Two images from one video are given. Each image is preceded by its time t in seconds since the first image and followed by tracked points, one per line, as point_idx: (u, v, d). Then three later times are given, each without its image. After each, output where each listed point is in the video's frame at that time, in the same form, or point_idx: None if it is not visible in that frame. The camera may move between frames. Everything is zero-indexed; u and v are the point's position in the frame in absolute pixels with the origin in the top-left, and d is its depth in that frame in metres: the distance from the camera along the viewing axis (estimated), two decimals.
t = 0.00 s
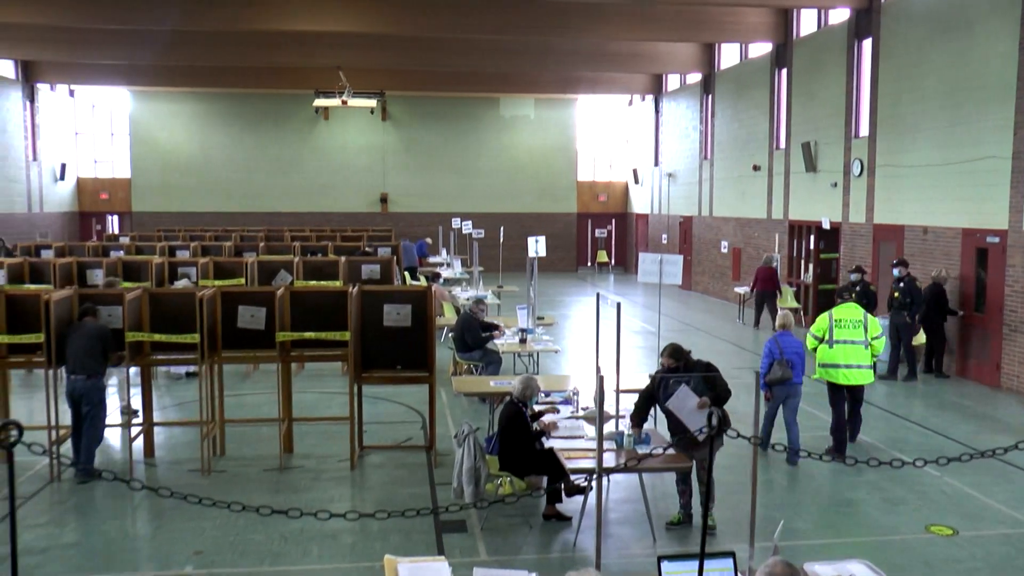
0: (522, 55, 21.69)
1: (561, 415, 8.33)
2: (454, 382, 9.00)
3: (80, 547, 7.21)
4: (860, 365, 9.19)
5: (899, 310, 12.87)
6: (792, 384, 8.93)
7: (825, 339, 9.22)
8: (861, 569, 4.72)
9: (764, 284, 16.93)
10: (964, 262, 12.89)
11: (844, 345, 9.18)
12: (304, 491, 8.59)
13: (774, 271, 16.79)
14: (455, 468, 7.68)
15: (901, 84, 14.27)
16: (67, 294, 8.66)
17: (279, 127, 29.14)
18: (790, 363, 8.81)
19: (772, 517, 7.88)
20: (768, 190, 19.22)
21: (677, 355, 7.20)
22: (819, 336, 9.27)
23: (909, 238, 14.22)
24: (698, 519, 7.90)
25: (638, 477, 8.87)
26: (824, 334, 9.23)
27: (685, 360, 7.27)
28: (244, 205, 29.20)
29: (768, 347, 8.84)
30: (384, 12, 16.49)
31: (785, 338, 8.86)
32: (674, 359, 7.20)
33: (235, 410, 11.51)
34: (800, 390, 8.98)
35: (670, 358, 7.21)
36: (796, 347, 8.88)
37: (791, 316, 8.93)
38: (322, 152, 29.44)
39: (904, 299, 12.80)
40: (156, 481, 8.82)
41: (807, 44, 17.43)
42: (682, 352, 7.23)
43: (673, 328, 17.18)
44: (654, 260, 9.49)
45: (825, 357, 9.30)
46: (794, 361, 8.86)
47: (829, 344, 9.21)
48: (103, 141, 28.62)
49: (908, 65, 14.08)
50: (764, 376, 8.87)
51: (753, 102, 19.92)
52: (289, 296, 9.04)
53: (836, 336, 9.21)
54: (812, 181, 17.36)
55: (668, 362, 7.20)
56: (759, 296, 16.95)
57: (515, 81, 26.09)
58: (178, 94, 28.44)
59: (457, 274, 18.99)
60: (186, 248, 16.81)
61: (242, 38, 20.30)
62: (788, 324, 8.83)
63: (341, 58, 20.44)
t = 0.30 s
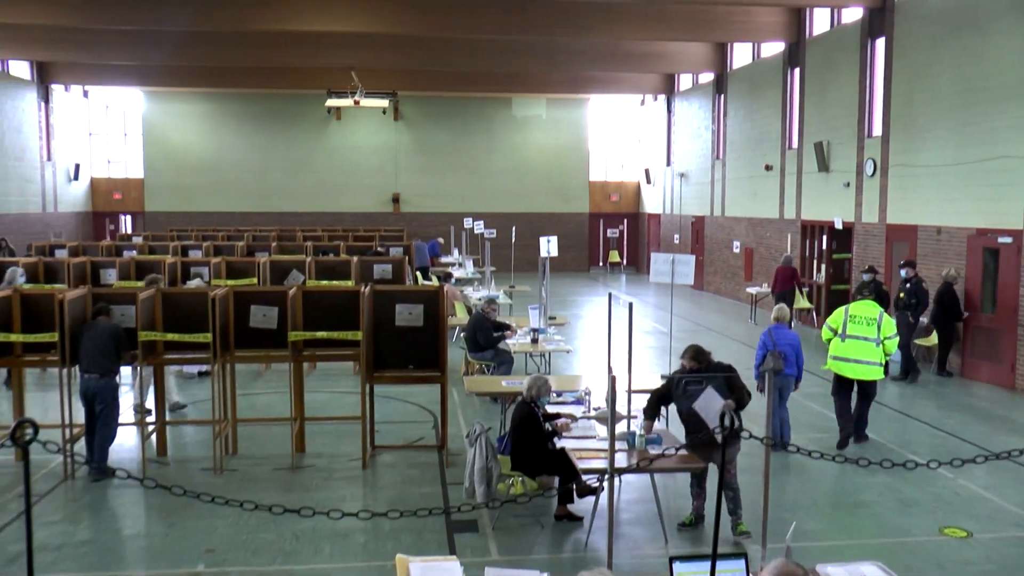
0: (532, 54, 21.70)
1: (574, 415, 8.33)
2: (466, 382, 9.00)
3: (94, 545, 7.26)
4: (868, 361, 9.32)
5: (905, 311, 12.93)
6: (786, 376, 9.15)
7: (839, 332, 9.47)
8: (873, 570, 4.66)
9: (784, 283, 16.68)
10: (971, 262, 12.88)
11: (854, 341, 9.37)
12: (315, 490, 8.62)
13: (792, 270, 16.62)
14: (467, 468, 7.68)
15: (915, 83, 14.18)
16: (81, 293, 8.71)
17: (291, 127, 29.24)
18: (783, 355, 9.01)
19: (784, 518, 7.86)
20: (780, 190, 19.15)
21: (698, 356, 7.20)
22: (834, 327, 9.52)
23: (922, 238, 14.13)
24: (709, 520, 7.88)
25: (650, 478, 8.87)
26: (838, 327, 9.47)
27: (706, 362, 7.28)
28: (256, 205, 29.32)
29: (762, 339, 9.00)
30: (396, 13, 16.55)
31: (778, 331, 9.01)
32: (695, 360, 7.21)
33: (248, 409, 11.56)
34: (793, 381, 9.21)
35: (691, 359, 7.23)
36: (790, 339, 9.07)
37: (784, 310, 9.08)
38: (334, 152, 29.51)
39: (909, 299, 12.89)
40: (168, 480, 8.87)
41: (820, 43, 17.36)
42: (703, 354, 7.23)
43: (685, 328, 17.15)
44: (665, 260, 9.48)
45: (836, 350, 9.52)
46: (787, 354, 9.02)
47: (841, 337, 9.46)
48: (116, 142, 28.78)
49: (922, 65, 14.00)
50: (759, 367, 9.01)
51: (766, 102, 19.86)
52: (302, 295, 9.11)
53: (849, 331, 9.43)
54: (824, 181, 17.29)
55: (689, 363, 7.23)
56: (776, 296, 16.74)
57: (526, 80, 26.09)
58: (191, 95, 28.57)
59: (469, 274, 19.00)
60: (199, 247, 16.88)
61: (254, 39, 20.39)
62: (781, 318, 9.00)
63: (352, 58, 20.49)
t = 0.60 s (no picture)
0: (541, 54, 21.70)
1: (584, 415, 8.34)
2: (476, 382, 9.01)
3: (105, 543, 7.30)
4: (880, 357, 9.56)
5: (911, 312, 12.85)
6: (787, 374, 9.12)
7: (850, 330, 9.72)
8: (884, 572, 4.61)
9: (796, 284, 16.61)
10: (975, 263, 12.72)
11: (867, 337, 9.62)
12: (326, 489, 8.65)
13: (804, 270, 16.57)
14: (477, 468, 7.69)
15: (927, 82, 14.11)
16: (92, 293, 8.78)
17: (301, 127, 29.32)
18: (783, 354, 9.03)
19: (794, 519, 7.84)
20: (791, 190, 19.08)
21: (725, 364, 6.86)
22: (846, 326, 9.77)
23: (934, 238, 14.06)
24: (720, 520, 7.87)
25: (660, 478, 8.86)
26: (850, 325, 9.73)
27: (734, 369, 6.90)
28: (267, 205, 29.42)
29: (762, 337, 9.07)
30: (407, 13, 16.59)
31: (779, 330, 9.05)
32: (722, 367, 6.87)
33: (259, 408, 11.61)
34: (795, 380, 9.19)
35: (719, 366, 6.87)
36: (792, 339, 9.08)
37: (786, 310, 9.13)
38: (345, 152, 29.58)
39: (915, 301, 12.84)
40: (180, 479, 8.92)
41: (831, 42, 17.30)
42: (731, 362, 6.92)
43: (696, 328, 17.12)
44: (676, 260, 9.46)
45: (849, 347, 9.76)
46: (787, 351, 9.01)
47: (853, 335, 9.71)
48: (128, 142, 28.92)
49: (934, 64, 13.92)
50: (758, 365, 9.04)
51: (777, 101, 19.79)
52: (312, 294, 9.14)
53: (860, 328, 9.68)
54: (835, 180, 17.23)
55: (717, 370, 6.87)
56: (788, 297, 16.67)
57: (535, 80, 26.10)
58: (201, 95, 28.68)
59: (479, 274, 19.02)
60: (210, 247, 16.94)
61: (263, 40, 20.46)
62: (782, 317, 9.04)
63: (361, 58, 20.53)
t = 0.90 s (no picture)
0: (551, 54, 21.70)
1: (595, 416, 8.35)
2: (487, 382, 9.01)
3: (117, 541, 7.34)
4: (892, 356, 9.71)
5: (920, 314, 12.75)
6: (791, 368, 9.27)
7: (857, 333, 9.75)
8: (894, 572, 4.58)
9: (808, 286, 16.53)
10: (984, 263, 12.57)
11: (876, 339, 9.71)
12: (336, 488, 8.67)
13: (815, 272, 16.48)
14: (488, 468, 7.69)
15: (940, 81, 14.02)
16: (105, 292, 8.84)
17: (311, 127, 29.39)
18: (788, 348, 9.18)
19: (805, 520, 7.81)
20: (803, 189, 19.02)
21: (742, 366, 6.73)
22: (852, 330, 9.75)
23: (946, 238, 13.98)
24: (732, 522, 7.83)
25: (671, 478, 8.85)
26: (857, 329, 9.73)
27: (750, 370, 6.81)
28: (277, 205, 29.52)
29: (769, 331, 9.19)
30: (417, 13, 16.60)
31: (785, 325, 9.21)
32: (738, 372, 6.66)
33: (269, 407, 11.65)
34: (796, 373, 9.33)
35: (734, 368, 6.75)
36: (797, 333, 9.24)
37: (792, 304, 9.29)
38: (355, 152, 29.64)
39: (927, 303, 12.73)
40: (192, 477, 8.96)
41: (843, 41, 17.23)
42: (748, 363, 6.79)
43: (707, 328, 17.09)
44: (687, 260, 9.43)
45: (859, 351, 9.79)
46: (792, 346, 9.18)
47: (861, 338, 9.74)
48: (140, 142, 29.08)
49: (947, 62, 13.84)
50: (764, 358, 9.19)
51: (788, 100, 19.71)
52: (324, 294, 9.17)
53: (868, 330, 9.72)
54: (847, 180, 17.16)
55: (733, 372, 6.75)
56: (800, 297, 16.62)
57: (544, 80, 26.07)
58: (212, 95, 28.78)
59: (489, 274, 19.03)
60: (221, 247, 16.98)
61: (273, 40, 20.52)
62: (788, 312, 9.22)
63: (371, 59, 20.56)
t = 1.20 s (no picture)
0: (560, 54, 21.70)
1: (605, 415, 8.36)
2: (497, 382, 9.01)
3: (128, 539, 7.37)
4: (893, 348, 10.13)
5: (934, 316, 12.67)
6: (792, 364, 9.48)
7: (862, 326, 10.13)
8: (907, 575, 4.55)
9: (818, 286, 16.43)
10: (995, 263, 12.52)
11: (880, 331, 10.10)
12: (347, 487, 8.69)
13: (825, 272, 16.38)
14: (498, 467, 7.69)
15: (952, 81, 13.94)
16: (115, 292, 8.87)
17: (321, 127, 29.46)
18: (790, 345, 9.36)
19: (816, 522, 7.79)
20: (814, 189, 18.95)
21: (748, 368, 6.71)
22: (856, 324, 10.14)
23: (958, 238, 13.92)
24: (743, 523, 7.81)
25: (681, 479, 8.84)
26: (861, 322, 10.13)
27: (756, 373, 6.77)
28: (288, 205, 29.61)
29: (769, 330, 9.37)
30: (426, 13, 16.63)
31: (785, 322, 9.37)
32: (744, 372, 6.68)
33: (280, 407, 11.68)
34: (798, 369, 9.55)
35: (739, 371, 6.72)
36: (797, 330, 9.42)
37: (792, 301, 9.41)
38: (365, 152, 29.70)
39: (936, 304, 12.65)
40: (202, 476, 8.99)
41: (854, 40, 17.16)
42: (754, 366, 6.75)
43: (717, 328, 17.06)
44: (697, 260, 9.41)
45: (863, 344, 10.17)
46: (793, 343, 9.36)
47: (865, 331, 10.13)
48: (151, 142, 29.22)
49: (959, 61, 13.77)
50: (766, 355, 9.38)
51: (799, 100, 19.64)
52: (334, 294, 9.17)
53: (872, 324, 10.12)
54: (858, 180, 17.09)
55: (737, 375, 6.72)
56: (811, 298, 16.55)
57: (554, 80, 26.06)
58: (222, 95, 28.88)
59: (499, 274, 19.04)
60: (232, 247, 17.04)
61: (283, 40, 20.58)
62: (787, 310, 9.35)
63: (380, 59, 20.60)
